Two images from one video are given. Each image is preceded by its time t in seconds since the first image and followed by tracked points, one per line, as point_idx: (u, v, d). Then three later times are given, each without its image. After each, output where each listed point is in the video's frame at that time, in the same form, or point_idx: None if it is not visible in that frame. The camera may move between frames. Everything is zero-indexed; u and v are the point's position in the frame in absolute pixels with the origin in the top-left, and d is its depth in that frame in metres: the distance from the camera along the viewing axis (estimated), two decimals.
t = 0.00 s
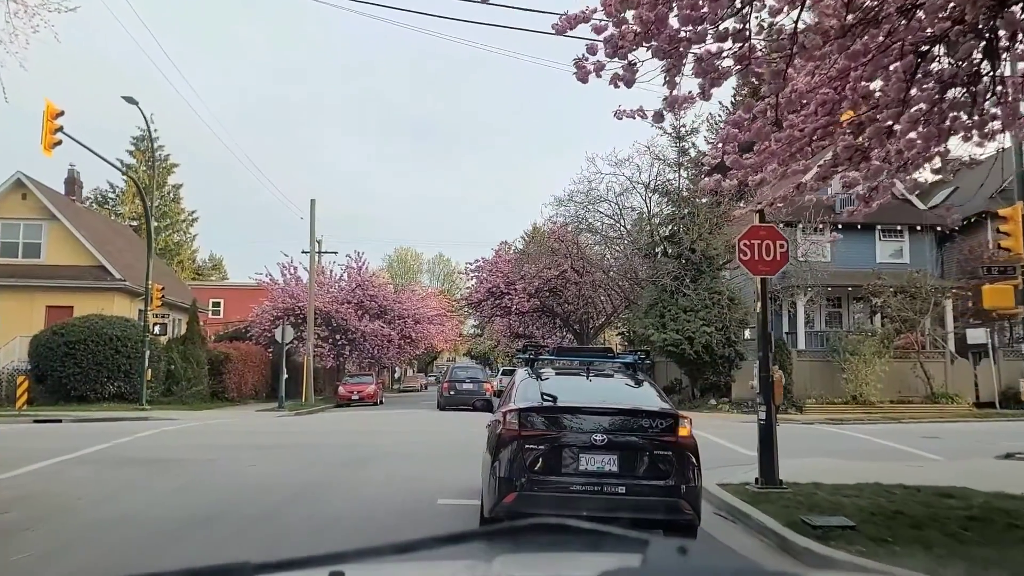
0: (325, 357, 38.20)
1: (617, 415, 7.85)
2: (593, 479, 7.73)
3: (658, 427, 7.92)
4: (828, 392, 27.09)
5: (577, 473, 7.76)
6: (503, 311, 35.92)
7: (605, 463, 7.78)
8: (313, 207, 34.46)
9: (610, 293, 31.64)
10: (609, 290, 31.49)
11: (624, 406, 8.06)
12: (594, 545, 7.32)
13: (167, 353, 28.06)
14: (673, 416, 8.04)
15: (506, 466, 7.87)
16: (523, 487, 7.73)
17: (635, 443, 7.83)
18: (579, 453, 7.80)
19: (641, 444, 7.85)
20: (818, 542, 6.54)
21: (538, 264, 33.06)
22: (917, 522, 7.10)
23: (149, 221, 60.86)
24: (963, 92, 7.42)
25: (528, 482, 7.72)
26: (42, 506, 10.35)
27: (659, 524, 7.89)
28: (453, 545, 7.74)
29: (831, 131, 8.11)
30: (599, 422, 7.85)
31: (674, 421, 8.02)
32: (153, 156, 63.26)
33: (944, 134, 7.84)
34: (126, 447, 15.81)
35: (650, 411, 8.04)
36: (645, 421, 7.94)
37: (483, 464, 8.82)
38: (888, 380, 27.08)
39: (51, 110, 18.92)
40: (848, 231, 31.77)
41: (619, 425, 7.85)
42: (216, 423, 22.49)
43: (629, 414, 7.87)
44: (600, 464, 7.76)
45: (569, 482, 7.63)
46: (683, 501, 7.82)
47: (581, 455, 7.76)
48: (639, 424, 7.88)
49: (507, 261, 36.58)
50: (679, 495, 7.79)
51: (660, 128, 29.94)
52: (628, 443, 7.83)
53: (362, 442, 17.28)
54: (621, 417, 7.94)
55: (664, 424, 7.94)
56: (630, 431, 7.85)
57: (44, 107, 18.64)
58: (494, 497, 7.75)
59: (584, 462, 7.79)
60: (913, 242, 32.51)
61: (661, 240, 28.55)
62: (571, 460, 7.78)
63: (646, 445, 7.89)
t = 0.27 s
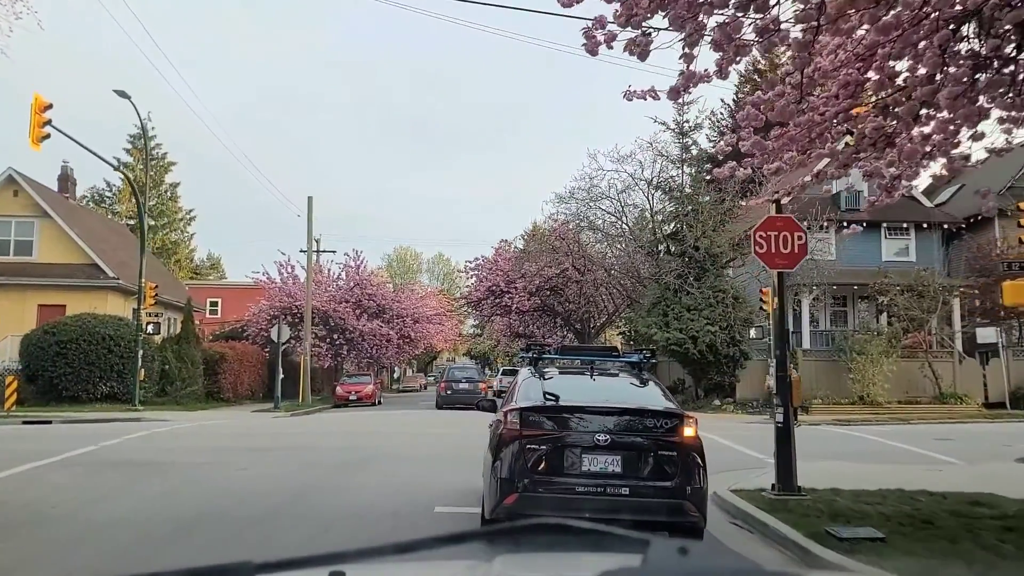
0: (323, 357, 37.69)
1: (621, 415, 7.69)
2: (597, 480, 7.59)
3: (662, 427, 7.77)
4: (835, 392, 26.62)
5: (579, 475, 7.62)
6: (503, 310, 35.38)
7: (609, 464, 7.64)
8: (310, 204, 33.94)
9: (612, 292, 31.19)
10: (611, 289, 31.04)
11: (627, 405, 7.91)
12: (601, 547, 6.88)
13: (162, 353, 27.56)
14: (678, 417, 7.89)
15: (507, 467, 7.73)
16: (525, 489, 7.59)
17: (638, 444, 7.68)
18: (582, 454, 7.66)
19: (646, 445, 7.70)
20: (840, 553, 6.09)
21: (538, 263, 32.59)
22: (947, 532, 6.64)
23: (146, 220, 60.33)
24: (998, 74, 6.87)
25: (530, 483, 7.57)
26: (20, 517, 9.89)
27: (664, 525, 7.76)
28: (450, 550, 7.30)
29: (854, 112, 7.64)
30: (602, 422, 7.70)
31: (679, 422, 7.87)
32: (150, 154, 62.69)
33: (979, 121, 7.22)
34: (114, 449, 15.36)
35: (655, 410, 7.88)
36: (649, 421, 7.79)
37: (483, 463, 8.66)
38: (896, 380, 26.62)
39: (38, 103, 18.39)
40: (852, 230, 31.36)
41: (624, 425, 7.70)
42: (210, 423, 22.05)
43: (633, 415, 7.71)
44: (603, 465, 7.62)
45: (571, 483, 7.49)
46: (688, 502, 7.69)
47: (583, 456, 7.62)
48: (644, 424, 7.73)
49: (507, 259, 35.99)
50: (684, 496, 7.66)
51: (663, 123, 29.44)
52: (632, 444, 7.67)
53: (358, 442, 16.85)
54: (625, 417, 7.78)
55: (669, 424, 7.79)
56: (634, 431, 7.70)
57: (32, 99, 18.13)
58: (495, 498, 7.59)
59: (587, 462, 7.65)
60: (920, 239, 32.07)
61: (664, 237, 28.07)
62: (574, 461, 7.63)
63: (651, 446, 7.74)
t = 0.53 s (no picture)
0: (320, 357, 37.16)
1: (625, 416, 7.35)
2: (600, 483, 7.26)
3: (669, 427, 7.41)
4: (842, 392, 26.15)
5: (582, 477, 7.28)
6: (503, 309, 34.74)
7: (613, 466, 7.30)
8: (306, 201, 33.39)
9: (613, 291, 30.71)
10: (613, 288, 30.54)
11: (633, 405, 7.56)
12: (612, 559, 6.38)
13: (155, 352, 27.04)
14: (686, 417, 7.53)
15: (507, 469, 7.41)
16: (525, 492, 7.26)
17: (644, 445, 7.33)
18: (585, 456, 7.32)
19: (652, 446, 7.35)
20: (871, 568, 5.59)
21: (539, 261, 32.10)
22: (985, 545, 6.13)
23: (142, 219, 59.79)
24: None
25: (530, 486, 7.24)
26: None
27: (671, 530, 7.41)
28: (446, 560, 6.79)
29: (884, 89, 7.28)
30: (606, 423, 7.36)
31: (687, 422, 7.51)
32: (147, 152, 62.15)
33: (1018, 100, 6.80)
34: (101, 452, 14.86)
35: (662, 409, 7.53)
36: (655, 421, 7.43)
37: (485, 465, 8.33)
38: (904, 379, 26.16)
39: (24, 95, 17.86)
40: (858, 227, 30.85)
41: (628, 425, 7.35)
42: (203, 424, 21.54)
43: (639, 415, 7.36)
44: (607, 467, 7.28)
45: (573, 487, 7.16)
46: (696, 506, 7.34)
47: (586, 458, 7.28)
48: (649, 425, 7.38)
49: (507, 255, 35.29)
50: (692, 500, 7.30)
51: (666, 118, 28.90)
52: (638, 445, 7.33)
53: (353, 444, 16.33)
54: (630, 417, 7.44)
55: (676, 425, 7.44)
56: (639, 432, 7.36)
57: (17, 91, 17.59)
58: (495, 501, 7.27)
59: (590, 465, 7.32)
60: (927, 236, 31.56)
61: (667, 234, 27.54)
62: (576, 463, 7.30)
63: (657, 447, 7.38)
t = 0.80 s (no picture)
0: (317, 356, 36.60)
1: (629, 414, 7.15)
2: (605, 484, 7.03)
3: (674, 426, 7.20)
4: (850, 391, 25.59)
5: (587, 477, 7.07)
6: (503, 306, 34.08)
7: (618, 466, 7.07)
8: (302, 197, 32.81)
9: (614, 288, 30.15)
10: (614, 285, 29.98)
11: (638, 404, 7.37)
12: (622, 566, 5.94)
13: (148, 351, 26.48)
14: (693, 416, 7.34)
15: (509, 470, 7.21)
16: (528, 493, 7.03)
17: (650, 444, 7.12)
18: (589, 455, 7.12)
19: (657, 446, 7.13)
20: None
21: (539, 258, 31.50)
22: None
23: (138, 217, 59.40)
24: None
25: (533, 487, 7.02)
26: None
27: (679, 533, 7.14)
28: (445, 567, 6.28)
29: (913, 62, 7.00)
30: (610, 421, 7.17)
31: (694, 422, 7.31)
32: (142, 149, 61.50)
33: None
34: (85, 454, 14.32)
35: (668, 408, 7.31)
36: (661, 420, 7.22)
37: (488, 472, 8.09)
38: (914, 377, 25.56)
39: (9, 86, 17.31)
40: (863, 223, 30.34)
41: (633, 424, 7.15)
42: (196, 424, 20.99)
43: (643, 413, 7.18)
44: (612, 467, 7.06)
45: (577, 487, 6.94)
46: (705, 507, 7.08)
47: (590, 458, 7.08)
48: (655, 424, 7.17)
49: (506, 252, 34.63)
50: (700, 501, 7.05)
51: (668, 111, 28.34)
52: (644, 444, 7.12)
53: (348, 446, 15.81)
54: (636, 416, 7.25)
55: (682, 423, 7.24)
56: (645, 431, 7.15)
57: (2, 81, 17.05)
58: (497, 502, 7.06)
59: (594, 465, 7.10)
60: (933, 232, 31.08)
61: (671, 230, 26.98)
62: (581, 463, 7.10)
63: (663, 447, 7.16)
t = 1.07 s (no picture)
0: (314, 355, 36.03)
1: (639, 412, 6.66)
2: (612, 486, 6.54)
3: (687, 425, 6.70)
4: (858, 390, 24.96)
5: (594, 479, 6.58)
6: (503, 304, 33.51)
7: (627, 468, 6.58)
8: (299, 193, 32.22)
9: (616, 285, 29.57)
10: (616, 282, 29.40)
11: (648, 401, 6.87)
12: None
13: (140, 350, 25.88)
14: (707, 414, 6.83)
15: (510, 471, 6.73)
16: (530, 496, 6.55)
17: (661, 444, 6.62)
18: (595, 456, 6.62)
19: (669, 446, 6.63)
20: None
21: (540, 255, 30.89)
22: None
23: (136, 215, 59.01)
24: None
25: (536, 489, 6.54)
26: None
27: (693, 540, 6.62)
28: None
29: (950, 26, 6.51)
30: (618, 419, 6.67)
31: (708, 420, 6.81)
32: (139, 146, 60.86)
33: None
34: (70, 456, 13.79)
35: (680, 406, 6.81)
36: (672, 418, 6.71)
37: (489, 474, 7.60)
38: (923, 375, 24.87)
39: None
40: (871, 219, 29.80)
41: (642, 422, 6.65)
42: (188, 424, 20.43)
43: (654, 411, 6.68)
44: (620, 469, 6.56)
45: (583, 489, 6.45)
46: (720, 512, 6.56)
47: (597, 459, 6.59)
48: (666, 423, 6.67)
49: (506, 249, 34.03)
50: (715, 506, 6.53)
51: (672, 104, 27.71)
52: (654, 444, 6.62)
53: (344, 447, 15.28)
54: (646, 413, 6.75)
55: (696, 422, 6.73)
56: (656, 430, 6.65)
57: None
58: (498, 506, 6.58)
59: (601, 466, 6.61)
60: (941, 228, 30.52)
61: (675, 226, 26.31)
62: (587, 464, 6.60)
63: (674, 447, 6.66)
